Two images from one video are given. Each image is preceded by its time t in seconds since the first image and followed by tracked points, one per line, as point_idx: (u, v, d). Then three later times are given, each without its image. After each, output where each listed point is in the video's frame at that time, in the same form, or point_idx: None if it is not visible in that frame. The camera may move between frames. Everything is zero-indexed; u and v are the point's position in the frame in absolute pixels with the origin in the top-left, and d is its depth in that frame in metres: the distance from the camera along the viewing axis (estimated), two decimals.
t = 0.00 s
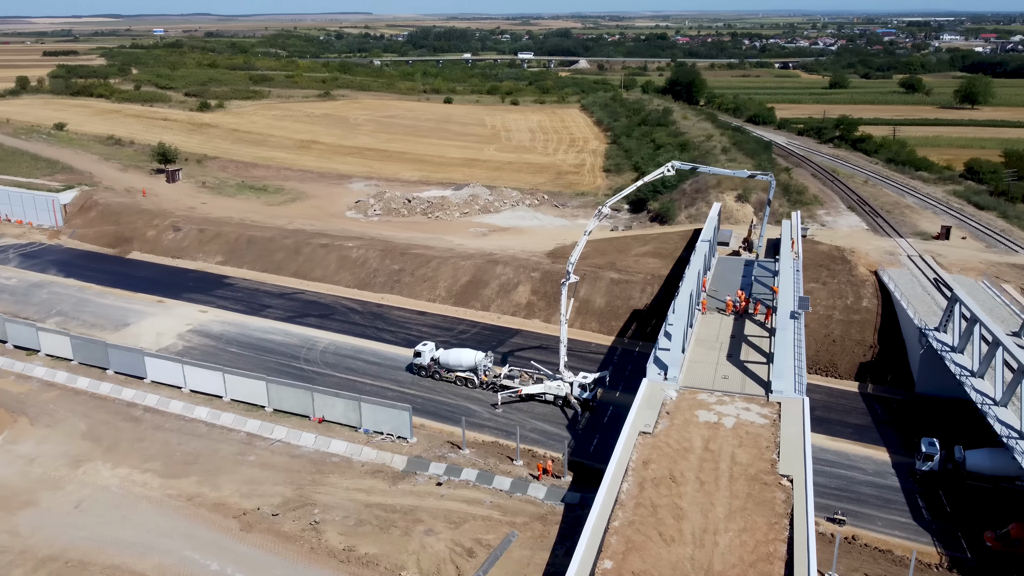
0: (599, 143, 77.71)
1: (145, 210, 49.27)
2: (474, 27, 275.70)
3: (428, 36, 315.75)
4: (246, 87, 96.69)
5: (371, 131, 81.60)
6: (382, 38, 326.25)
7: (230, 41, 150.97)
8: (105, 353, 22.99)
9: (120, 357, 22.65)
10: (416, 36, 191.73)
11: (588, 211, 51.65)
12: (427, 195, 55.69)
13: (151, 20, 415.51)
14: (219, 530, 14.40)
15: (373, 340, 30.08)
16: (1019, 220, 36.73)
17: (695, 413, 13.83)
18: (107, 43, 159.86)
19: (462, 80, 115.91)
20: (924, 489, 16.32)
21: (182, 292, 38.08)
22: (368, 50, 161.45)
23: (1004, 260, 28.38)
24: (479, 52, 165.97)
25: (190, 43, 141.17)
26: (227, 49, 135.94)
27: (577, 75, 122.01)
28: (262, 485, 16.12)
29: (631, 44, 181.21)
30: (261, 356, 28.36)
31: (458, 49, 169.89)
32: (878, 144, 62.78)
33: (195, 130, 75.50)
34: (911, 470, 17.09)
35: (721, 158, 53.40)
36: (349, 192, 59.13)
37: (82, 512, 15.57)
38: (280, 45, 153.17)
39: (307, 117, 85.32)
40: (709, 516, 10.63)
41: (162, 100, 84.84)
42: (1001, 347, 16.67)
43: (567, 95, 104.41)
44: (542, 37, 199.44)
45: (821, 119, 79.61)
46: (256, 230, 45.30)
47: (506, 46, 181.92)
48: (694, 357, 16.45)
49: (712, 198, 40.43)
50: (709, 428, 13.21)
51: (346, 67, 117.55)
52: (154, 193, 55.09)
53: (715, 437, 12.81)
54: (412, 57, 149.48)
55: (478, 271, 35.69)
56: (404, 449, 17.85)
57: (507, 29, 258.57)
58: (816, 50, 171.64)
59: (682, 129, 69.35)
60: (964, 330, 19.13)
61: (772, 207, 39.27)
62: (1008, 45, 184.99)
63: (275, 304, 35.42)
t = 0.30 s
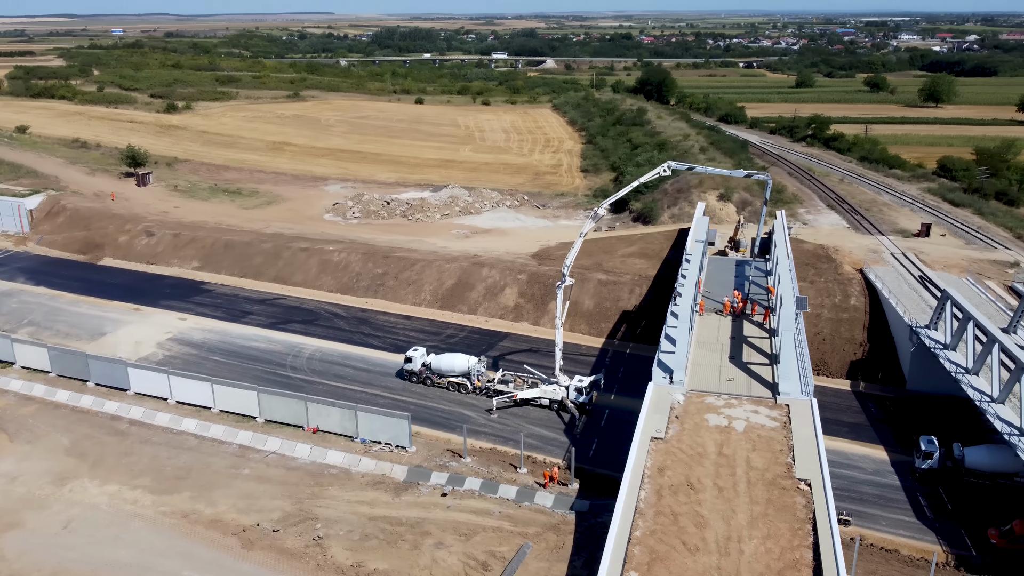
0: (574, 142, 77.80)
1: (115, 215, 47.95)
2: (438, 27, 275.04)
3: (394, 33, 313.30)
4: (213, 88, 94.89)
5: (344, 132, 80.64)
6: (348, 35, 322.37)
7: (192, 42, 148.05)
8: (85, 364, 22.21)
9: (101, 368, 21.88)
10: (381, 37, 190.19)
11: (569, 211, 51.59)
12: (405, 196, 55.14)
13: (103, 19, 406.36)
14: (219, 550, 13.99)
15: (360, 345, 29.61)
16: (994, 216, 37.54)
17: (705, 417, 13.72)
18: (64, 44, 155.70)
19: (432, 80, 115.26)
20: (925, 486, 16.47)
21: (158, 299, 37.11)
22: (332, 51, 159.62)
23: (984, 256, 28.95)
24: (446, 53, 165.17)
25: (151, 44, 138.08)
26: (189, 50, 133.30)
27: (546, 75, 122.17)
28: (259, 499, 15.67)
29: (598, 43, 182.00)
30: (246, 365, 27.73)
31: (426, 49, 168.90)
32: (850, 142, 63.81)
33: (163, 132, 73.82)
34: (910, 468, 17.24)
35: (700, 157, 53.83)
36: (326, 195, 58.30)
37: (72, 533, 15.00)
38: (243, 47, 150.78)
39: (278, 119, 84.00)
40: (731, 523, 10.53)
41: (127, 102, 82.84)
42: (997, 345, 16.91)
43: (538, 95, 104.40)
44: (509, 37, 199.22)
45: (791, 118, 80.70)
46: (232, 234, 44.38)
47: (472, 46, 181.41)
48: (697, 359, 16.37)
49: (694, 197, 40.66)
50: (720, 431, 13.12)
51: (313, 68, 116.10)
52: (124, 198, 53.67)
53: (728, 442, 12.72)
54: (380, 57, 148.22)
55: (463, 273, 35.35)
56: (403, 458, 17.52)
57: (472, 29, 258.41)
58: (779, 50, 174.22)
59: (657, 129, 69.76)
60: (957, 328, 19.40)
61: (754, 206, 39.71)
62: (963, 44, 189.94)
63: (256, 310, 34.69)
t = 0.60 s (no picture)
0: (550, 143, 77.74)
1: (86, 221, 46.64)
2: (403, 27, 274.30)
3: (361, 31, 310.58)
4: (180, 89, 93.03)
5: (316, 134, 79.62)
6: (313, 34, 318.97)
7: (153, 42, 145.06)
8: (66, 377, 21.46)
9: (83, 381, 21.15)
10: (347, 37, 188.15)
11: (550, 213, 51.50)
12: (384, 199, 54.57)
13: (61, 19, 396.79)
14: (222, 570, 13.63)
15: (348, 351, 29.12)
16: (970, 214, 38.35)
17: (715, 420, 13.64)
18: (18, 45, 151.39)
19: (401, 81, 114.52)
20: (926, 485, 16.62)
21: (134, 307, 36.13)
22: (297, 51, 157.63)
23: (965, 253, 29.49)
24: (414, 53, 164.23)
25: (111, 45, 134.93)
26: (151, 50, 130.57)
27: (515, 76, 122.20)
28: (258, 515, 15.24)
29: (565, 43, 182.47)
30: (231, 374, 27.10)
31: (393, 50, 167.83)
32: (823, 141, 64.77)
33: (130, 135, 72.11)
34: (910, 466, 17.38)
35: (679, 157, 54.12)
36: (303, 198, 57.42)
37: (64, 555, 14.45)
38: (206, 48, 148.27)
39: (248, 121, 82.63)
40: (755, 529, 10.45)
41: (91, 104, 80.81)
42: (994, 343, 17.13)
43: (510, 95, 104.32)
44: (475, 38, 198.91)
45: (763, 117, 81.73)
46: (209, 239, 43.46)
47: (438, 47, 180.72)
48: (699, 362, 16.33)
49: (677, 198, 40.85)
50: (732, 435, 13.04)
51: (280, 69, 114.57)
52: (93, 203, 52.22)
53: (742, 446, 12.63)
54: (348, 58, 146.82)
55: (449, 276, 35.01)
56: (403, 468, 17.19)
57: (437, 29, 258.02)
58: (744, 50, 176.54)
59: (634, 129, 70.08)
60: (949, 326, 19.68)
61: (737, 207, 39.98)
62: (921, 44, 194.48)
63: (238, 317, 33.98)
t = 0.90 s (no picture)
0: (525, 143, 77.60)
1: (55, 227, 45.26)
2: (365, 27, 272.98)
3: (326, 27, 307.57)
4: (144, 91, 90.93)
5: (288, 136, 78.39)
6: (277, 30, 314.12)
7: (112, 43, 141.48)
8: (46, 391, 20.67)
9: (64, 394, 20.37)
10: (312, 37, 185.90)
11: (531, 214, 51.31)
12: (362, 201, 53.90)
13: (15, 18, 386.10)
14: None
15: (335, 358, 28.61)
16: (946, 211, 39.12)
17: (726, 424, 13.56)
18: None
19: (370, 81, 113.46)
20: (926, 483, 16.78)
21: (109, 315, 35.08)
22: (260, 52, 155.44)
23: (946, 251, 30.01)
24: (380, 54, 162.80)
25: (67, 45, 131.31)
26: (110, 51, 127.47)
27: (485, 76, 121.86)
28: (258, 531, 14.83)
29: (527, 44, 182.46)
30: (216, 383, 26.43)
31: (358, 50, 166.18)
32: (796, 140, 65.64)
33: (96, 138, 70.22)
34: (909, 464, 17.53)
35: (658, 157, 54.33)
36: (278, 201, 56.46)
37: None
38: (166, 49, 145.17)
39: (216, 123, 81.08)
40: (778, 536, 10.39)
41: (53, 106, 78.58)
42: (989, 340, 17.30)
43: (482, 96, 103.97)
44: (440, 38, 197.90)
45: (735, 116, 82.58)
46: (184, 244, 42.45)
47: (403, 47, 179.47)
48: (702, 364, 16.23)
49: (660, 199, 40.96)
50: (745, 439, 12.97)
51: (246, 70, 112.64)
52: (60, 208, 50.68)
53: (756, 451, 12.56)
54: (314, 58, 145.04)
55: (435, 279, 34.63)
56: (404, 478, 16.88)
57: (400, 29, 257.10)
58: (709, 49, 178.49)
59: (609, 129, 70.28)
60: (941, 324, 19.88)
61: (720, 206, 40.22)
62: (880, 44, 198.55)
63: (218, 324, 33.21)
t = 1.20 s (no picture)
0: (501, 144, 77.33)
1: (24, 234, 43.88)
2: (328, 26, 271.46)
3: (290, 26, 303.71)
4: (109, 92, 88.78)
5: (260, 138, 77.11)
6: (228, 28, 311.00)
7: (70, 44, 137.86)
8: (27, 405, 19.91)
9: (47, 408, 19.63)
10: (277, 38, 183.17)
11: (513, 215, 51.09)
12: (340, 204, 53.19)
13: None
14: None
15: (324, 365, 28.10)
16: (924, 209, 39.78)
17: (738, 428, 13.49)
18: None
19: (340, 82, 112.24)
20: (926, 481, 16.92)
21: (84, 325, 34.05)
22: (224, 53, 152.85)
23: (929, 248, 30.50)
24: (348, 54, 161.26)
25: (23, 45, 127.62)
26: (69, 52, 124.22)
27: (456, 77, 121.19)
28: (261, 548, 14.48)
29: (495, 44, 182.08)
30: (202, 393, 25.78)
31: (326, 51, 164.32)
32: (771, 139, 66.41)
33: (61, 142, 68.34)
34: (909, 462, 17.68)
35: (638, 157, 54.47)
36: (255, 204, 55.46)
37: None
38: (127, 50, 141.96)
39: (185, 125, 79.48)
40: (804, 543, 10.37)
41: (15, 109, 76.32)
42: (986, 337, 17.48)
43: (454, 96, 103.47)
44: (406, 38, 196.56)
45: (708, 116, 83.31)
46: (160, 250, 41.44)
47: (369, 48, 177.91)
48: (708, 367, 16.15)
49: (644, 199, 41.02)
50: (758, 443, 12.91)
51: (212, 71, 110.60)
52: (28, 214, 49.16)
53: (771, 454, 12.51)
54: (280, 59, 143.04)
55: (421, 283, 34.24)
56: (408, 488, 16.59)
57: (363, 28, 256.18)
58: (677, 49, 179.92)
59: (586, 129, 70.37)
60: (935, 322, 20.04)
61: (703, 206, 40.42)
62: (841, 44, 202.00)
63: (200, 332, 32.44)
